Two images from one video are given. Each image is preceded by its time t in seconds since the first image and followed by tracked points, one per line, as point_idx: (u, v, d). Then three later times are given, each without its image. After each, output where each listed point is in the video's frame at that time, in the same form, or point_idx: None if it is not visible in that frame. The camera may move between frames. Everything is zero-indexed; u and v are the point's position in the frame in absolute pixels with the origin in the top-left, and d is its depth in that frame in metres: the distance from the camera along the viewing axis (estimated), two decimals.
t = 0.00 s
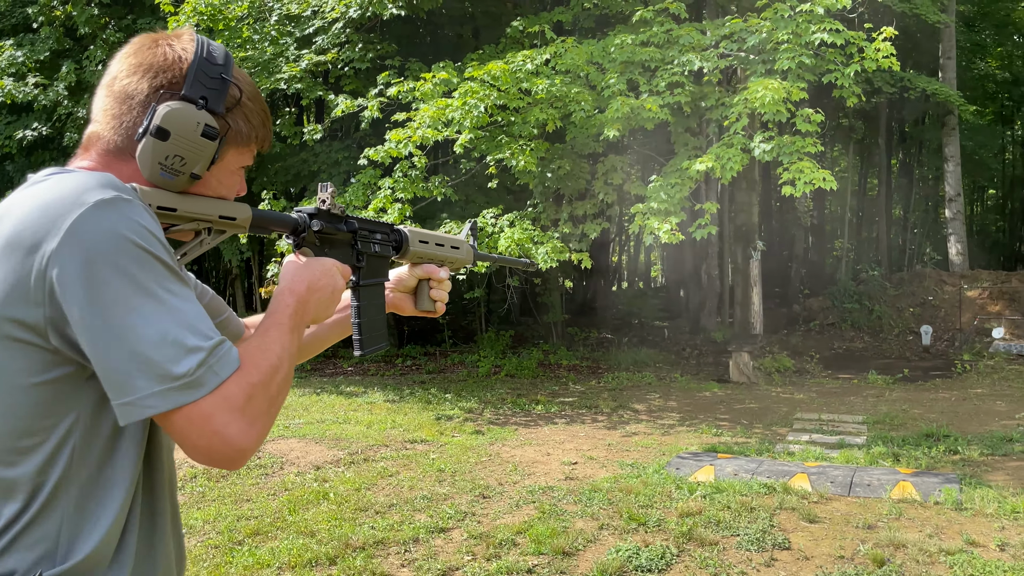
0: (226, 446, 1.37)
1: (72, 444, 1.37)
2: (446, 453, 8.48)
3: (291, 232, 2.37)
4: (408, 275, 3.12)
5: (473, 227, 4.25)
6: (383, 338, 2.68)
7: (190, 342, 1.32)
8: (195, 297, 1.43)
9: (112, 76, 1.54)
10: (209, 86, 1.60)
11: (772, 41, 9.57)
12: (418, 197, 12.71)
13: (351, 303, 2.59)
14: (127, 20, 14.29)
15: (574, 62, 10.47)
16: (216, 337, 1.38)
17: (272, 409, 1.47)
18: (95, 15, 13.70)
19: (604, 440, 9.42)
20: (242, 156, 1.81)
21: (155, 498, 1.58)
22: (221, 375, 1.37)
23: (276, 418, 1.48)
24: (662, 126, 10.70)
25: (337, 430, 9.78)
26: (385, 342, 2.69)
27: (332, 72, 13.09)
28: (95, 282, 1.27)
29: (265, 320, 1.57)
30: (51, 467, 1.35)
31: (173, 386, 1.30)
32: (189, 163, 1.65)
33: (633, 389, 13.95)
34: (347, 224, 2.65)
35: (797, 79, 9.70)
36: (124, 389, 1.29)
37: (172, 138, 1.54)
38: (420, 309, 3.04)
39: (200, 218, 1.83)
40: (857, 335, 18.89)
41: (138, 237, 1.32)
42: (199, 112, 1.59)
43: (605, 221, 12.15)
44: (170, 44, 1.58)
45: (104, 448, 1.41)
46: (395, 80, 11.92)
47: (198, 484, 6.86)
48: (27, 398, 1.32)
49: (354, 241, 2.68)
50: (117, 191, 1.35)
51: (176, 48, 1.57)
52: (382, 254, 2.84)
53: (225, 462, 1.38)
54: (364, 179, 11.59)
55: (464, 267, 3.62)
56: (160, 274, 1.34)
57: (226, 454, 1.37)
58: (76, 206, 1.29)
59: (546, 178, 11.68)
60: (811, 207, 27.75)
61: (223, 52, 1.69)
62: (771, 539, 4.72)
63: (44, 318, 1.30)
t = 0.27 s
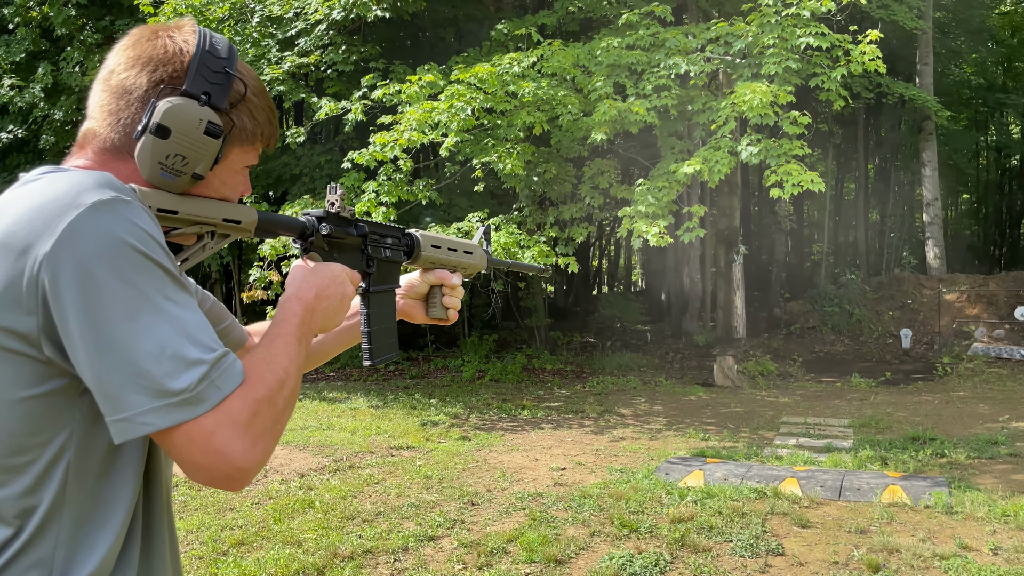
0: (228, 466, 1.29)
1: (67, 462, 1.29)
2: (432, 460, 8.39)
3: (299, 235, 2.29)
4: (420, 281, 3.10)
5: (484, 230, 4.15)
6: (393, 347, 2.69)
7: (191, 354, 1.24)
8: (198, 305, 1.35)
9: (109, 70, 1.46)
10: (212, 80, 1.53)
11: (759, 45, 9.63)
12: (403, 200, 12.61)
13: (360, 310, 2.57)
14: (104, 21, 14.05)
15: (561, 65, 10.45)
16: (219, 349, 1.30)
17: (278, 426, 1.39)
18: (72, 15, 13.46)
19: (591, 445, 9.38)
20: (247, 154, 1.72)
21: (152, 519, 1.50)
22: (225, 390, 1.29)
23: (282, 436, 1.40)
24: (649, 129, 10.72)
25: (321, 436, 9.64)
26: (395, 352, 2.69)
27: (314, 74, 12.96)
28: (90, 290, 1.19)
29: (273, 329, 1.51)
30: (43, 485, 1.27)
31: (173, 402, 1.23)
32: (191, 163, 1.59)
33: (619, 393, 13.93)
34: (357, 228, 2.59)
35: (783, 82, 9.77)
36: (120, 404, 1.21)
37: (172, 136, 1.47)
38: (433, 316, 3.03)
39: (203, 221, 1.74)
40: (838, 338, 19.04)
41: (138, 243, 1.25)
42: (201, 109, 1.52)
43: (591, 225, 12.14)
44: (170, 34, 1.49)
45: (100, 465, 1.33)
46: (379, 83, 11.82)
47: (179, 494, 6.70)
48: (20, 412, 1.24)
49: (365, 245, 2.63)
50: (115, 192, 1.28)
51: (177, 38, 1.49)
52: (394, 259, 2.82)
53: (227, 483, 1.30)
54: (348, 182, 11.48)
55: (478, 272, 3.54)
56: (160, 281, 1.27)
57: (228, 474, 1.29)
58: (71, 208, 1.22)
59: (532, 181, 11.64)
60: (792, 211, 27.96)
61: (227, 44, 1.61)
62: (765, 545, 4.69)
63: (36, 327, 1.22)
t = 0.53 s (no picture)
0: (232, 481, 1.23)
1: (59, 475, 1.22)
2: (411, 466, 8.29)
3: (297, 238, 2.26)
4: (419, 283, 3.07)
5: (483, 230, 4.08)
6: (395, 352, 2.66)
7: (193, 364, 1.18)
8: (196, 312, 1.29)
9: (100, 65, 1.39)
10: (210, 78, 1.47)
11: (737, 50, 9.71)
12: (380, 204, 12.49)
13: (359, 315, 2.54)
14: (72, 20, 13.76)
15: (540, 67, 10.43)
16: (222, 359, 1.24)
17: (282, 439, 1.33)
18: (39, 15, 13.15)
19: (572, 450, 9.35)
20: (245, 156, 1.66)
21: (145, 535, 1.44)
22: (227, 403, 1.22)
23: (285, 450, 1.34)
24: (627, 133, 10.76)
25: (297, 443, 9.49)
26: (395, 357, 2.66)
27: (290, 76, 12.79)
28: (86, 297, 1.12)
29: (273, 336, 1.45)
30: (34, 502, 1.21)
31: (174, 415, 1.16)
32: (186, 164, 1.52)
33: (597, 397, 13.93)
34: (356, 229, 2.55)
35: (761, 86, 9.85)
36: (117, 418, 1.14)
37: (167, 135, 1.40)
38: (432, 319, 3.01)
39: (200, 224, 1.69)
40: (810, 341, 19.25)
41: (134, 246, 1.18)
42: (198, 107, 1.45)
43: (570, 229, 12.12)
44: (165, 30, 1.43)
45: (93, 481, 1.27)
46: (356, 85, 11.71)
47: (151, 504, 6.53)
48: (9, 427, 1.17)
49: (364, 246, 2.60)
50: (110, 192, 1.21)
51: (172, 34, 1.43)
52: (392, 260, 2.79)
53: (230, 499, 1.24)
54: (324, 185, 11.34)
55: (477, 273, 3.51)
56: (158, 287, 1.20)
57: (232, 490, 1.23)
58: (64, 210, 1.14)
59: (511, 185, 11.59)
60: (766, 216, 28.25)
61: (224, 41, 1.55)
62: (748, 549, 4.69)
63: (27, 336, 1.15)
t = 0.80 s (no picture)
0: (237, 491, 1.20)
1: (54, 488, 1.18)
2: (384, 471, 8.20)
3: (296, 241, 2.20)
4: (414, 286, 3.02)
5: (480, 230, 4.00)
6: (390, 357, 2.63)
7: (196, 370, 1.15)
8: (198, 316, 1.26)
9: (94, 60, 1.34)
10: (209, 74, 1.43)
11: (709, 55, 9.83)
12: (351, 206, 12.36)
13: (356, 320, 2.50)
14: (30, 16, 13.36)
15: (512, 70, 10.40)
16: (225, 365, 1.21)
17: (286, 446, 1.30)
18: None
19: (545, 453, 9.33)
20: (244, 158, 1.62)
21: (143, 552, 1.39)
22: (232, 410, 1.19)
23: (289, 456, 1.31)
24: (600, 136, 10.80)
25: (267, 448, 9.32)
26: (390, 362, 2.63)
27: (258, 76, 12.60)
28: (86, 300, 1.08)
29: (275, 341, 1.42)
30: (27, 515, 1.16)
31: (178, 423, 1.13)
32: (185, 164, 1.49)
33: (568, 400, 13.95)
34: (353, 232, 2.50)
35: (731, 91, 9.98)
36: (118, 426, 1.10)
37: (166, 133, 1.36)
38: (426, 323, 2.99)
39: (198, 226, 1.66)
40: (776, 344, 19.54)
41: (136, 249, 1.14)
42: (198, 105, 1.42)
43: (543, 232, 12.12)
44: (163, 26, 1.39)
45: (89, 494, 1.22)
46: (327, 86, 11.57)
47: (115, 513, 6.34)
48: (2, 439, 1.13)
49: (361, 249, 2.55)
50: (110, 191, 1.17)
51: (171, 31, 1.39)
52: (390, 264, 2.75)
53: (233, 510, 1.20)
54: (293, 187, 11.18)
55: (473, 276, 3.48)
56: (160, 290, 1.16)
57: (236, 500, 1.20)
58: (63, 209, 1.10)
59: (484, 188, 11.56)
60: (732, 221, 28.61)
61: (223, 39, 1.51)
62: (724, 551, 4.72)
63: (24, 341, 1.10)
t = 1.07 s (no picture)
0: (270, 496, 1.19)
1: (79, 497, 1.16)
2: (354, 475, 8.10)
3: (312, 241, 2.17)
4: (424, 288, 3.02)
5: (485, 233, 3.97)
6: (403, 359, 2.59)
7: (228, 371, 1.14)
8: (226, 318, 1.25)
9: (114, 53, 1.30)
10: (234, 71, 1.40)
11: (678, 60, 9.98)
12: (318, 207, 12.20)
13: (370, 321, 2.43)
14: None
15: (483, 72, 10.37)
16: (257, 367, 1.21)
17: (317, 450, 1.30)
18: None
19: (516, 455, 9.33)
20: (264, 157, 1.60)
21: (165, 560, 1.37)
22: (265, 412, 1.19)
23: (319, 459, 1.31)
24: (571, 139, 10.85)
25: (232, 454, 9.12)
26: (404, 365, 2.56)
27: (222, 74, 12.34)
28: (116, 301, 1.08)
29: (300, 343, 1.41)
30: (53, 526, 1.14)
31: (212, 426, 1.13)
32: (207, 162, 1.47)
33: (536, 402, 13.96)
34: (367, 233, 2.47)
35: (700, 96, 10.13)
36: (151, 431, 1.10)
37: (189, 131, 1.34)
38: (436, 325, 2.98)
39: (217, 225, 1.64)
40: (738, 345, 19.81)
41: (167, 249, 1.14)
42: (222, 102, 1.39)
43: (512, 234, 12.11)
44: (187, 20, 1.35)
45: (114, 502, 1.21)
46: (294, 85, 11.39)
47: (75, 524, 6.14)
48: (27, 444, 1.11)
49: (375, 249, 2.52)
50: (137, 189, 1.17)
51: (194, 24, 1.36)
52: (402, 265, 2.73)
53: (267, 514, 1.20)
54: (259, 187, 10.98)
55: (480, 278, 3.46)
56: (190, 290, 1.16)
57: (271, 504, 1.20)
58: (93, 208, 1.10)
59: (454, 190, 11.50)
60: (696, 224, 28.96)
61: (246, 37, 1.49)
62: (700, 551, 4.77)
63: (52, 344, 1.10)
